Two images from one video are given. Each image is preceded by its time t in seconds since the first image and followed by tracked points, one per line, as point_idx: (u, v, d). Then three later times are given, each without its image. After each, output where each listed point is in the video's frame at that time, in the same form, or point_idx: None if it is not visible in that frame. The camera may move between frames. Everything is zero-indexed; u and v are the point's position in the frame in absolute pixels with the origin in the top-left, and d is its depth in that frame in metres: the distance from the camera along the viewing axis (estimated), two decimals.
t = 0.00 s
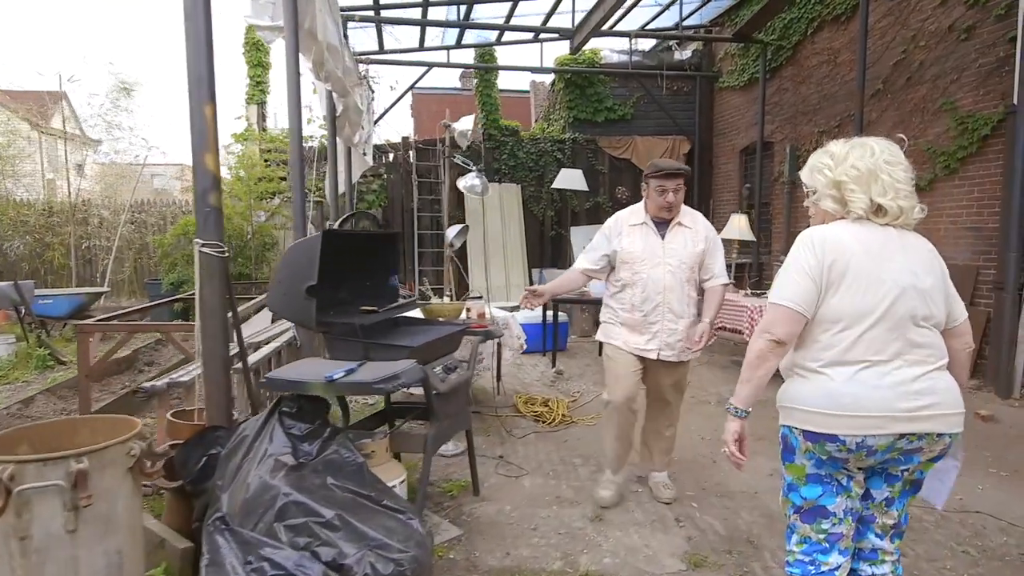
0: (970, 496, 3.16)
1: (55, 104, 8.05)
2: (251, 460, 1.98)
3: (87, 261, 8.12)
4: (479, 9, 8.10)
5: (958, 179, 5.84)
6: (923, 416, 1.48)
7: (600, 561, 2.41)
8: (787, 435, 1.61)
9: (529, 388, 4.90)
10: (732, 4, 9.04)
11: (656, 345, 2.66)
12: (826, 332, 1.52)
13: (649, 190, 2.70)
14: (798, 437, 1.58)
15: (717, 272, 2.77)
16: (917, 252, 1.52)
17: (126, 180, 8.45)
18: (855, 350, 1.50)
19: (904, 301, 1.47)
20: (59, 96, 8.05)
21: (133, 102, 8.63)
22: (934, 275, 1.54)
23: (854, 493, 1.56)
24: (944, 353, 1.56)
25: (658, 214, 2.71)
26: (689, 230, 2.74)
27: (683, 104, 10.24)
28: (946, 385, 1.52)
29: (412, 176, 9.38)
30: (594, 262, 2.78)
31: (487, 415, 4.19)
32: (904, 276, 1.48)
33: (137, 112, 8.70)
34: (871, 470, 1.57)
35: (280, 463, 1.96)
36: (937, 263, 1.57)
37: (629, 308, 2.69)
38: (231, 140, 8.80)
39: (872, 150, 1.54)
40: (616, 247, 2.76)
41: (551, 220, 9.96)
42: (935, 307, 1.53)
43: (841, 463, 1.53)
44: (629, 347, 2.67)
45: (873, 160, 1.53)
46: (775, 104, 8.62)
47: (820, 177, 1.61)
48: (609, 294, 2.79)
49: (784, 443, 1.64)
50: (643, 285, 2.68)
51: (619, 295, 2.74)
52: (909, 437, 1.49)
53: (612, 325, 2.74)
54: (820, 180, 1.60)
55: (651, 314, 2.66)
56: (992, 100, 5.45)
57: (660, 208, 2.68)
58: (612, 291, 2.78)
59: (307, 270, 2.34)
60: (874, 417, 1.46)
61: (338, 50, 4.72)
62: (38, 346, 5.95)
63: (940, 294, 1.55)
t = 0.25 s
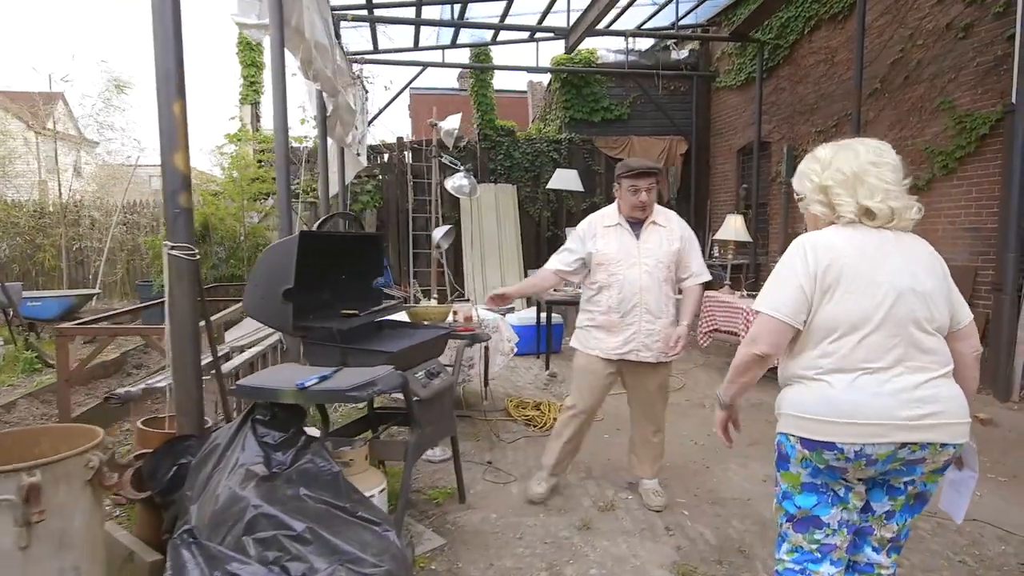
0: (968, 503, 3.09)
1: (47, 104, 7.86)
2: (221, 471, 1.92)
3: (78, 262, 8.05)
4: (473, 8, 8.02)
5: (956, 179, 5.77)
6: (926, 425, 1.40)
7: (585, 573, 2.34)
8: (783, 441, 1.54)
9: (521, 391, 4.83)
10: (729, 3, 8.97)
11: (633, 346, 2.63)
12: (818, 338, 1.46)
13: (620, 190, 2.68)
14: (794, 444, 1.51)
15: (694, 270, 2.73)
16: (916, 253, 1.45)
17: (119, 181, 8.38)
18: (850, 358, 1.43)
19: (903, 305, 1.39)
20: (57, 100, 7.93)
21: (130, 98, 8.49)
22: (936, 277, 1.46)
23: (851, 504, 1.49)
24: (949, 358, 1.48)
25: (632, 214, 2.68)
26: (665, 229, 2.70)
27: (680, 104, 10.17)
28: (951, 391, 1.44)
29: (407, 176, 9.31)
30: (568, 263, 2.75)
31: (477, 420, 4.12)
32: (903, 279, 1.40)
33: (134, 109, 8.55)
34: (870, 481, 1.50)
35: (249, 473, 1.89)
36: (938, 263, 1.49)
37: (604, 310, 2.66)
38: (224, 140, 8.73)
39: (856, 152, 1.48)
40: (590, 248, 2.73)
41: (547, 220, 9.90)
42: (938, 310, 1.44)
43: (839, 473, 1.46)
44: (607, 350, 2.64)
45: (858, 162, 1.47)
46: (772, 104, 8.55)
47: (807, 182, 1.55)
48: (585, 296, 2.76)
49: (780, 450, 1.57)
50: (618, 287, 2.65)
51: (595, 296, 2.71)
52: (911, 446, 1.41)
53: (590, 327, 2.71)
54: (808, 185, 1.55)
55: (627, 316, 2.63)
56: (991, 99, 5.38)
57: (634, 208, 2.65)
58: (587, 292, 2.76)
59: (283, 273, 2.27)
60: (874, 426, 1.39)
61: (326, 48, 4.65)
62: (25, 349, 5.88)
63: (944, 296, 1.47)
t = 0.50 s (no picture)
0: (966, 511, 3.03)
1: (40, 104, 7.80)
2: (191, 481, 1.85)
3: (71, 263, 7.99)
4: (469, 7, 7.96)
5: (954, 180, 5.71)
6: (927, 435, 1.33)
7: None
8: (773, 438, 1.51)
9: (513, 395, 4.76)
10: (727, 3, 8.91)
11: (589, 349, 2.60)
12: (809, 344, 1.41)
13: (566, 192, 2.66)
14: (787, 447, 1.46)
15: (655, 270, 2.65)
16: (912, 256, 1.39)
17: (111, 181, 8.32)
18: (844, 365, 1.36)
19: (900, 309, 1.33)
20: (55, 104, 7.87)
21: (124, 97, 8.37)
22: (936, 280, 1.39)
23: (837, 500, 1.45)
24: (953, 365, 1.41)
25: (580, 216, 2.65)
26: (620, 229, 2.64)
27: (678, 104, 10.11)
28: (955, 398, 1.37)
29: (402, 176, 9.25)
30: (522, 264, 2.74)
31: (468, 424, 4.06)
32: (897, 281, 1.34)
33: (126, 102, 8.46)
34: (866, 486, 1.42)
35: (219, 484, 1.82)
36: (936, 265, 1.42)
37: (559, 313, 2.64)
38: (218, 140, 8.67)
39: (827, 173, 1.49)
40: (543, 249, 2.71)
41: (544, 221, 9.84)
42: (936, 313, 1.37)
43: (833, 482, 1.41)
44: (565, 353, 2.62)
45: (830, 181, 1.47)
46: (769, 104, 8.50)
47: (783, 195, 1.54)
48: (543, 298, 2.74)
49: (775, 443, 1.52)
50: (571, 289, 2.62)
51: (551, 299, 2.69)
52: (913, 457, 1.34)
53: (548, 331, 2.69)
54: (784, 199, 1.53)
55: (582, 319, 2.60)
56: (990, 98, 5.32)
57: (579, 209, 2.62)
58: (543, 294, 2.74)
59: (259, 275, 2.19)
60: (873, 437, 1.33)
61: (316, 46, 4.58)
62: (13, 351, 5.82)
63: (945, 300, 1.40)
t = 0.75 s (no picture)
0: (964, 518, 2.97)
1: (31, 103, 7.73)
2: (158, 492, 1.78)
3: (62, 263, 7.91)
4: (464, 6, 7.90)
5: (952, 180, 5.65)
6: (873, 440, 1.36)
7: None
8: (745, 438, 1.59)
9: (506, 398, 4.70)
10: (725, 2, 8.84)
11: (544, 347, 2.74)
12: (768, 348, 1.47)
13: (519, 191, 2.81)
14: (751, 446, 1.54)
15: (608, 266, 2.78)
16: (874, 267, 1.41)
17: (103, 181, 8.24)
18: (798, 370, 1.42)
19: (850, 317, 1.37)
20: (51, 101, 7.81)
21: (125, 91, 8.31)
22: (900, 290, 1.41)
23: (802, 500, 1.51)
24: (919, 374, 1.41)
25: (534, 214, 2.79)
26: (575, 225, 2.77)
27: (675, 104, 10.05)
28: (912, 407, 1.38)
29: (398, 177, 9.18)
30: (481, 264, 2.92)
31: (458, 428, 3.99)
32: (852, 292, 1.37)
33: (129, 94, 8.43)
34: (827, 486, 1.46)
35: (185, 495, 1.75)
36: (905, 278, 1.43)
37: (516, 311, 2.80)
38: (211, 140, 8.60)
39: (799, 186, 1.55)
40: (500, 249, 2.88)
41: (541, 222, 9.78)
42: (898, 326, 1.39)
43: (789, 480, 1.47)
44: (523, 352, 2.77)
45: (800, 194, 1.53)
46: (768, 104, 8.43)
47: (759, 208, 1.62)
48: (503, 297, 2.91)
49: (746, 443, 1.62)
50: (525, 287, 2.77)
51: (510, 298, 2.85)
52: (861, 460, 1.38)
53: (509, 330, 2.85)
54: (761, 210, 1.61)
55: (537, 317, 2.75)
56: (989, 97, 5.25)
57: (531, 207, 2.76)
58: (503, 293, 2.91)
59: (236, 277, 2.13)
60: (817, 438, 1.38)
61: (305, 44, 4.52)
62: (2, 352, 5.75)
63: (910, 310, 1.41)
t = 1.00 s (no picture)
0: (961, 525, 2.91)
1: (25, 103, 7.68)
2: (125, 503, 1.73)
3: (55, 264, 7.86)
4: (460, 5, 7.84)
5: (951, 181, 5.59)
6: (821, 416, 1.53)
7: None
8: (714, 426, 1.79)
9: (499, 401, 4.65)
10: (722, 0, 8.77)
11: (522, 348, 2.73)
12: (727, 338, 1.67)
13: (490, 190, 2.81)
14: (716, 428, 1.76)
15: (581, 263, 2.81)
16: (819, 262, 1.60)
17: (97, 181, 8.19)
18: (752, 355, 1.61)
19: (798, 305, 1.55)
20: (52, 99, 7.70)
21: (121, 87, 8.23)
22: (843, 283, 1.59)
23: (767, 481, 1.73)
24: (862, 358, 1.59)
25: (506, 213, 2.80)
26: (546, 222, 2.80)
27: (673, 104, 9.99)
28: (856, 388, 1.55)
29: (394, 177, 9.13)
30: (450, 266, 2.88)
31: (448, 432, 3.94)
32: (799, 284, 1.57)
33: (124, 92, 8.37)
34: (784, 466, 1.66)
35: (153, 506, 1.69)
36: (847, 273, 1.62)
37: (492, 313, 2.78)
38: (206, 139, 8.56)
39: (750, 193, 1.76)
40: (471, 250, 2.86)
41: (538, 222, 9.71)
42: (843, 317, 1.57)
43: (747, 457, 1.69)
44: (501, 354, 2.75)
45: (750, 200, 1.75)
46: (765, 104, 8.37)
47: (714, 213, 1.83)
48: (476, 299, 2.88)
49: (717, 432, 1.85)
50: (500, 287, 2.75)
51: (484, 300, 2.82)
52: (807, 436, 1.55)
53: (484, 333, 2.83)
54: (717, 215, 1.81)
55: (513, 317, 2.74)
56: (989, 97, 5.19)
57: (505, 205, 2.77)
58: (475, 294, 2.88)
59: (213, 279, 2.06)
60: (770, 414, 1.56)
61: (295, 42, 4.46)
62: None
63: (852, 302, 1.59)
